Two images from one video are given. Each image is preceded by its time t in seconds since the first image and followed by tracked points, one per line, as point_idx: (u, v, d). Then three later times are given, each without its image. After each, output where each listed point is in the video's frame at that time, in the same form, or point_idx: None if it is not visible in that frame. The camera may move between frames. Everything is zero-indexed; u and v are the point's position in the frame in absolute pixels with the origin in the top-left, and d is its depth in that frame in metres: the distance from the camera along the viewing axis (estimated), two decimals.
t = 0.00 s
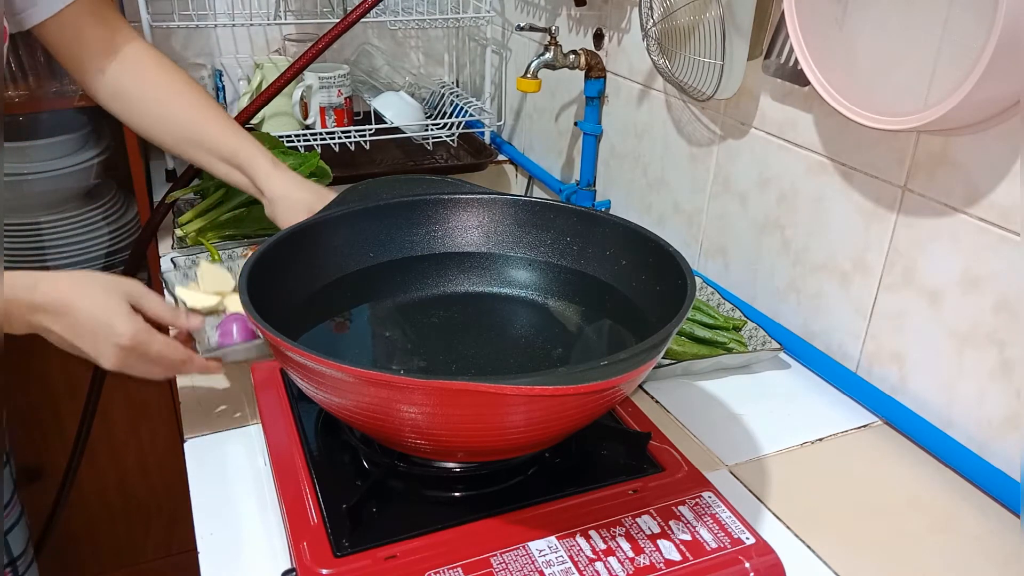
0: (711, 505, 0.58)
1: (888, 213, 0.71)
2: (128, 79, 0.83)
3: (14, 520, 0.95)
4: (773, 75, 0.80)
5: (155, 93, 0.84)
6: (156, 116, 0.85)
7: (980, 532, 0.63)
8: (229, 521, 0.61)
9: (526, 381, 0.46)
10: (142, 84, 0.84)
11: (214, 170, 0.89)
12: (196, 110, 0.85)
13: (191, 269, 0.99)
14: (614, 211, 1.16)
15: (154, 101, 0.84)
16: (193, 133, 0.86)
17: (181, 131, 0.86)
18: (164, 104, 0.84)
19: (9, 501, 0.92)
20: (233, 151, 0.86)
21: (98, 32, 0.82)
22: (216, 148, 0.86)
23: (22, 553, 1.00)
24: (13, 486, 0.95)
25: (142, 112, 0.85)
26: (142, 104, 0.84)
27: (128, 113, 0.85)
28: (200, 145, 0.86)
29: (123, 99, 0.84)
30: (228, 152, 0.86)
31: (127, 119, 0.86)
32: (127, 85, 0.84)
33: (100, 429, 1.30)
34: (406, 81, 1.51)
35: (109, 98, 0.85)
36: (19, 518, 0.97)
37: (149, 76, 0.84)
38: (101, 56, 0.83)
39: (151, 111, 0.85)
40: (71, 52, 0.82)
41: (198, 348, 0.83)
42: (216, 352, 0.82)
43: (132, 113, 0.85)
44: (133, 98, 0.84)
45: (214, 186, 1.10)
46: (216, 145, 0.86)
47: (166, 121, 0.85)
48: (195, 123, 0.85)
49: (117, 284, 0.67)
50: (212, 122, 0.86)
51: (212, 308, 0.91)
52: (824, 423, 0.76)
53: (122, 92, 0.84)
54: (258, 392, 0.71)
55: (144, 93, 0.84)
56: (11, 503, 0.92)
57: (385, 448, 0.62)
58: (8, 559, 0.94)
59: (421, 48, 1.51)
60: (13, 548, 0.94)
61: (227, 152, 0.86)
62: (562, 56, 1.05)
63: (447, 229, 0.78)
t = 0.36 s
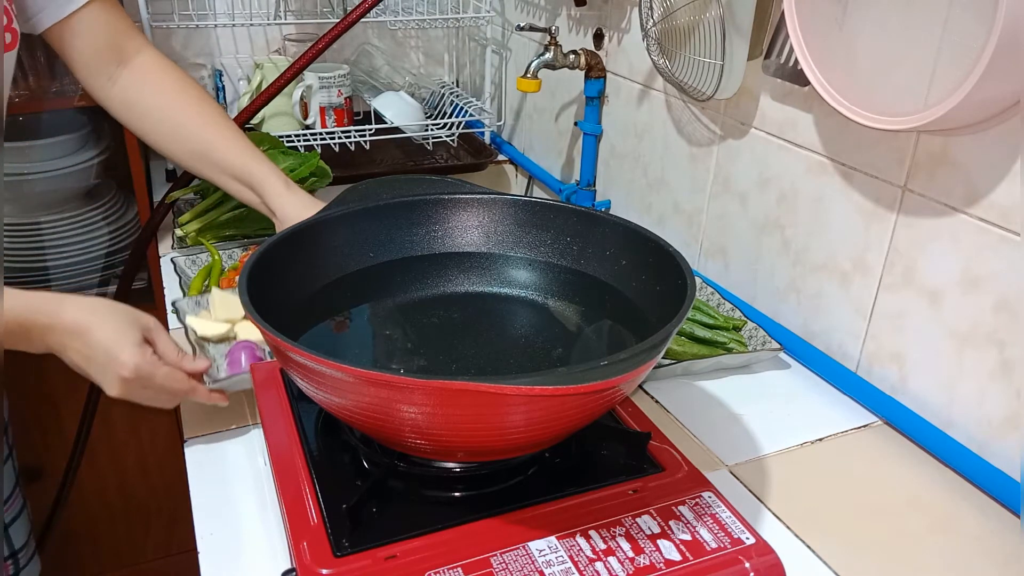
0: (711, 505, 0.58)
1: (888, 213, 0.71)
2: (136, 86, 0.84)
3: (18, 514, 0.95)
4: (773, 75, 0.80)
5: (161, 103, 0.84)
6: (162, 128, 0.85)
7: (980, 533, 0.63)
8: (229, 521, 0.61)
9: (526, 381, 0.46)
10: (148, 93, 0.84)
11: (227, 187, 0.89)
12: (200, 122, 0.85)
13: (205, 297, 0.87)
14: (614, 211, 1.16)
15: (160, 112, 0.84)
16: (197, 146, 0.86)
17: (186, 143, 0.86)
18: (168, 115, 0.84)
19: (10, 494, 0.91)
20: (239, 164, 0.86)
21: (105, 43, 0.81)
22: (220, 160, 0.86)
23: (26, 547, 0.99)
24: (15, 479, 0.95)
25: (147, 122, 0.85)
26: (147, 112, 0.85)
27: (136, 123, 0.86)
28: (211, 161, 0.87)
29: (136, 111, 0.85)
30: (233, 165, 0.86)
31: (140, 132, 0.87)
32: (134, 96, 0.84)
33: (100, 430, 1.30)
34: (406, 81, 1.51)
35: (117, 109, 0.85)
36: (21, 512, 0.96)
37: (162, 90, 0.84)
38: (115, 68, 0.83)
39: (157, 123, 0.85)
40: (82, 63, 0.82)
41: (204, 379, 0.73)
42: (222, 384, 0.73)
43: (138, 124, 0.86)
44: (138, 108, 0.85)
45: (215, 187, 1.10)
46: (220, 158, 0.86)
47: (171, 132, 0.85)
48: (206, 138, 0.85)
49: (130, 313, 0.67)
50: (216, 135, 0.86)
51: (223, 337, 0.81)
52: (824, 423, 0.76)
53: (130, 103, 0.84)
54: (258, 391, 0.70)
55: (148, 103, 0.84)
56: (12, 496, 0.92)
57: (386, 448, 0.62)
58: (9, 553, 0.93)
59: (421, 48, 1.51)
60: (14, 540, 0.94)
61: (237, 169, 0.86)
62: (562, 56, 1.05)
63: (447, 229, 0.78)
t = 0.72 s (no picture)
0: (711, 505, 0.58)
1: (888, 213, 0.71)
2: (144, 94, 0.84)
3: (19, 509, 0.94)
4: (773, 75, 0.80)
5: (169, 112, 0.84)
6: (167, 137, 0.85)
7: (981, 533, 0.63)
8: (229, 521, 0.61)
9: (526, 381, 0.46)
10: (156, 101, 0.84)
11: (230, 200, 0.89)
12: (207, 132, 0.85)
13: (210, 318, 0.87)
14: (614, 211, 1.16)
15: (167, 121, 0.84)
16: (203, 156, 0.86)
17: (191, 153, 0.86)
18: (176, 124, 0.84)
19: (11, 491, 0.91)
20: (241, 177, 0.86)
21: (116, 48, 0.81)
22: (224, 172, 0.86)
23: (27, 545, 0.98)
24: (18, 474, 0.95)
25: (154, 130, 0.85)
26: (154, 120, 0.84)
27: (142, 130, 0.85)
28: (217, 175, 0.87)
29: (143, 120, 0.85)
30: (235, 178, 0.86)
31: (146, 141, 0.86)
32: (142, 103, 0.84)
33: (99, 430, 1.30)
34: (406, 81, 1.51)
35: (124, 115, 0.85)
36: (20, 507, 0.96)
37: (171, 101, 0.84)
38: (123, 75, 0.83)
39: (163, 132, 0.85)
40: (90, 67, 0.82)
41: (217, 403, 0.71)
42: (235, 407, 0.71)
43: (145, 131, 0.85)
44: (146, 116, 0.84)
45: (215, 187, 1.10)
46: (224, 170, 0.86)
47: (178, 142, 0.85)
48: (214, 151, 0.85)
49: (137, 329, 0.68)
50: (222, 146, 0.86)
51: (231, 358, 0.79)
52: (825, 423, 0.76)
53: (137, 109, 0.84)
54: (258, 391, 0.70)
55: (157, 112, 0.84)
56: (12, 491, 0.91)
57: (386, 448, 0.62)
58: (10, 547, 0.92)
59: (421, 48, 1.51)
60: (15, 534, 0.93)
61: (244, 185, 0.86)
62: (562, 57, 1.05)
63: (447, 229, 0.78)
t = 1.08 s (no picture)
0: (711, 505, 0.58)
1: (888, 213, 0.71)
2: (147, 96, 0.84)
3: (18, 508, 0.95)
4: (773, 75, 0.80)
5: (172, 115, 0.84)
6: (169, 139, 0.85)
7: (981, 533, 0.63)
8: (229, 521, 0.61)
9: (526, 381, 0.46)
10: (160, 104, 0.84)
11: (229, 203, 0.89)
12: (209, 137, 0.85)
13: (220, 322, 0.87)
14: (614, 211, 1.16)
15: (170, 123, 0.84)
16: (204, 160, 0.86)
17: (193, 156, 0.86)
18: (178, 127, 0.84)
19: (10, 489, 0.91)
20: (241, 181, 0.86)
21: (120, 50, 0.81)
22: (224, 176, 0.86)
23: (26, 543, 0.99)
24: (17, 473, 0.96)
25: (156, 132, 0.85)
26: (156, 122, 0.84)
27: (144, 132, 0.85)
28: (220, 180, 0.87)
29: (145, 121, 0.85)
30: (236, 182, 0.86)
31: (150, 144, 0.86)
32: (145, 105, 0.84)
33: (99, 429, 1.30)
34: (406, 81, 1.51)
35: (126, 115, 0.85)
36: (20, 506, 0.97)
37: (174, 104, 0.84)
38: (128, 78, 0.83)
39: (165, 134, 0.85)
40: (95, 69, 0.82)
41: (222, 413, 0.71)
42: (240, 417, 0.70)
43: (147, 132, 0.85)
44: (149, 118, 0.84)
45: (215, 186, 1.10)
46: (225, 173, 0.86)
47: (180, 146, 0.85)
48: (220, 159, 0.86)
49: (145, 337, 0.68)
50: (224, 150, 0.86)
51: (239, 365, 0.79)
52: (825, 423, 0.76)
53: (140, 110, 0.84)
54: (257, 391, 0.70)
55: (160, 114, 0.84)
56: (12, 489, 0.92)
57: (386, 448, 0.62)
58: (9, 545, 0.93)
59: (421, 48, 1.51)
60: (14, 533, 0.94)
61: (248, 192, 0.86)
62: (562, 57, 1.05)
63: (447, 229, 0.78)
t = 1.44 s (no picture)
0: (711, 505, 0.58)
1: (888, 213, 0.72)
2: (123, 98, 0.78)
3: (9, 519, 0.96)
4: (773, 75, 0.80)
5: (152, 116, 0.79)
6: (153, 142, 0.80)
7: (981, 533, 0.63)
8: (229, 521, 0.61)
9: (526, 381, 0.46)
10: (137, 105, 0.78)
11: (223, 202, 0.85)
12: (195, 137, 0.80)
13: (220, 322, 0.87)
14: (614, 211, 1.16)
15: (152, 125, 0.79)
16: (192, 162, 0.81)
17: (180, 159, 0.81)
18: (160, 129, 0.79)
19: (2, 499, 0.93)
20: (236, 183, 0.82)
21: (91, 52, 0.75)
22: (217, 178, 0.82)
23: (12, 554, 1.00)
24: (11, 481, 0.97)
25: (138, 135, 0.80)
26: (137, 125, 0.79)
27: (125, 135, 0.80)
28: (210, 182, 0.82)
29: (125, 125, 0.79)
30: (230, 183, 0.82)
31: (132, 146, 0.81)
32: (123, 107, 0.78)
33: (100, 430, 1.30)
34: (406, 81, 1.50)
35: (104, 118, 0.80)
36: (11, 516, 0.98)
37: (153, 104, 0.79)
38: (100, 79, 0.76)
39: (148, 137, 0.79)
40: (66, 72, 0.76)
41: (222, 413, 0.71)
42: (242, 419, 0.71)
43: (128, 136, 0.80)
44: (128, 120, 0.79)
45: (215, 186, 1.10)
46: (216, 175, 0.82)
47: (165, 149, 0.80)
48: (209, 161, 0.81)
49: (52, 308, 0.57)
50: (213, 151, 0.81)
51: (239, 365, 0.79)
52: (825, 423, 0.76)
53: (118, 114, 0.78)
54: (257, 391, 0.70)
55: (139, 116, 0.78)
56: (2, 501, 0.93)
57: (386, 448, 0.62)
58: None
59: (421, 48, 1.52)
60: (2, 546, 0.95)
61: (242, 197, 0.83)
62: (562, 56, 1.05)
63: (447, 229, 0.78)
